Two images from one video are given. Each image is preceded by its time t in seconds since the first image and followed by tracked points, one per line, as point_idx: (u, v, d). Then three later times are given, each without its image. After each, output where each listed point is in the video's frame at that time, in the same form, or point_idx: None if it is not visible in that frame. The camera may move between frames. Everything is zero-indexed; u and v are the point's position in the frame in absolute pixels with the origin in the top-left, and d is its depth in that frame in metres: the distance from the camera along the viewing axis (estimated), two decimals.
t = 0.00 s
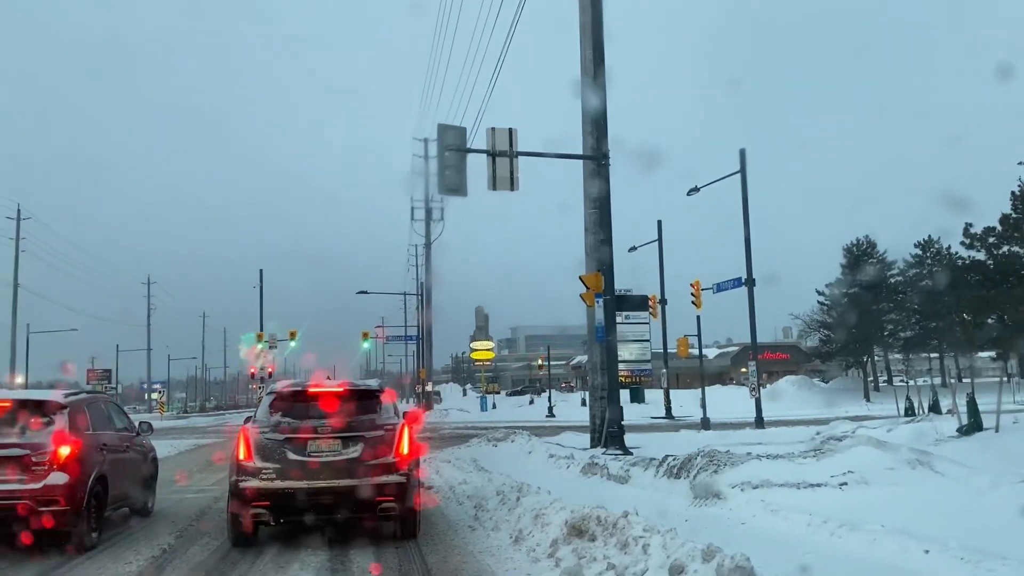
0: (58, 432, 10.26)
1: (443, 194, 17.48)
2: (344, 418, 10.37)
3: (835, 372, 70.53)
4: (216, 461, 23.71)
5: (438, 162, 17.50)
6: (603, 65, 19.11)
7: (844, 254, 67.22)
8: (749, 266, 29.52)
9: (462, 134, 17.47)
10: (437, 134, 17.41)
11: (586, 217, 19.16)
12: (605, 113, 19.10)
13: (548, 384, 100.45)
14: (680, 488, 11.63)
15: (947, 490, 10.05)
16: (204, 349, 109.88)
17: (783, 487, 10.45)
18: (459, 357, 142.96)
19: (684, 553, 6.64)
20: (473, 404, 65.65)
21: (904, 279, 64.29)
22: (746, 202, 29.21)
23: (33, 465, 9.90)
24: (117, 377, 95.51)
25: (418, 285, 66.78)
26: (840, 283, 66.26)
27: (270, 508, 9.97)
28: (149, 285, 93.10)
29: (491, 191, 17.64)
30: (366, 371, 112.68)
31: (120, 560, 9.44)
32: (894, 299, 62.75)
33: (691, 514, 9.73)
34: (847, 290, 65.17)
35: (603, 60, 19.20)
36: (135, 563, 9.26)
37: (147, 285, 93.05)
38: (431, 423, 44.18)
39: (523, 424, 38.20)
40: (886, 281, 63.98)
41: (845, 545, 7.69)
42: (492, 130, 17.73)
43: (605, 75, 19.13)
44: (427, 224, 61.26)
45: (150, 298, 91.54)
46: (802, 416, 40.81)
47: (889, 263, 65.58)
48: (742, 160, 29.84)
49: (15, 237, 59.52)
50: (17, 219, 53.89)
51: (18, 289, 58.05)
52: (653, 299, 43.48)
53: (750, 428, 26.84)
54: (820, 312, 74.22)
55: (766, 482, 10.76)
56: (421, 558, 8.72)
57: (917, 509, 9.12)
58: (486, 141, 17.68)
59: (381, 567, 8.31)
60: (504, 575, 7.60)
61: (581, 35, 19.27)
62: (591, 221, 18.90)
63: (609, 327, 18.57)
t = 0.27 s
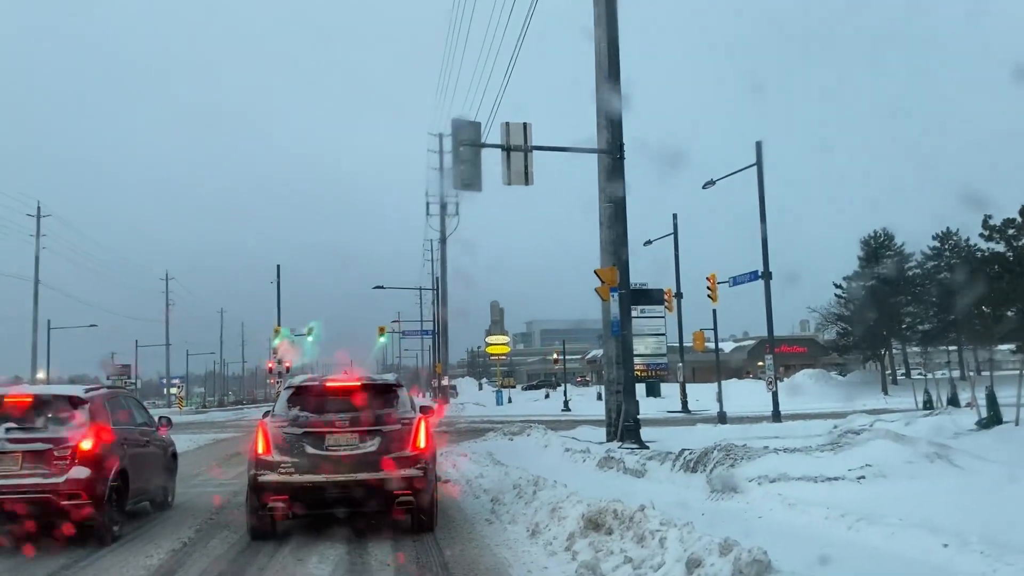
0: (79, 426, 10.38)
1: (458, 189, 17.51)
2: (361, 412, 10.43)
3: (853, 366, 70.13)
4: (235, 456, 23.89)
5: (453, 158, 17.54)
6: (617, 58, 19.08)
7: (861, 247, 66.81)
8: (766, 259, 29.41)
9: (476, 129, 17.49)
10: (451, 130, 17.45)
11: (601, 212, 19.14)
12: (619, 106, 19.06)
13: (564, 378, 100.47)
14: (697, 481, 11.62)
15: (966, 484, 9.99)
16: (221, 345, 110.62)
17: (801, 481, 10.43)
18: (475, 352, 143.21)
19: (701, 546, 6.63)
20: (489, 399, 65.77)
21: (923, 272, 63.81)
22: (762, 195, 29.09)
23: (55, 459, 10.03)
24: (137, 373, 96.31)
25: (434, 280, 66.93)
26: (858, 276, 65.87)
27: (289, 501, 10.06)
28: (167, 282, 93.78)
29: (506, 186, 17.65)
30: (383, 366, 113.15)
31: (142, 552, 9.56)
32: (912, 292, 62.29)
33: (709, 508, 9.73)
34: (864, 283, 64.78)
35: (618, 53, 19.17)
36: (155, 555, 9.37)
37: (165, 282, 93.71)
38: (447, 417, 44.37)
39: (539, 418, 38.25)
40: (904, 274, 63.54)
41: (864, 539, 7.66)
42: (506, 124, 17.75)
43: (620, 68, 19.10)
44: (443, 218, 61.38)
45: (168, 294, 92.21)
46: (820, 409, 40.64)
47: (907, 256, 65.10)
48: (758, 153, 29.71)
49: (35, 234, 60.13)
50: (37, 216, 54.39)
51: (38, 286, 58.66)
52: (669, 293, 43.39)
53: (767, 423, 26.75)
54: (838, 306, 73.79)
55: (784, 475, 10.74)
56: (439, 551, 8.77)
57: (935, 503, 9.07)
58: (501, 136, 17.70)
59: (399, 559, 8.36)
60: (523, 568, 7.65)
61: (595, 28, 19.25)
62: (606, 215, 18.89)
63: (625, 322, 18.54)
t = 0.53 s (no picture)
0: (105, 420, 10.47)
1: (478, 183, 17.50)
2: (383, 406, 10.46)
3: (877, 359, 69.49)
4: (258, 449, 24.07)
5: (473, 151, 17.52)
6: (638, 50, 18.96)
7: (885, 239, 66.16)
8: (789, 252, 29.18)
9: (496, 122, 17.45)
10: (471, 123, 17.43)
11: (621, 204, 19.06)
12: (640, 98, 18.96)
13: (585, 372, 100.37)
14: (720, 476, 11.56)
15: (994, 478, 9.87)
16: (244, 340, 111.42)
17: (825, 475, 10.34)
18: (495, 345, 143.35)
19: (723, 540, 6.59)
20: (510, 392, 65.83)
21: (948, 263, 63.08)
22: (785, 186, 28.86)
23: (82, 453, 10.12)
24: (161, 367, 97.24)
25: (454, 274, 67.02)
26: (882, 268, 65.24)
27: (311, 495, 10.10)
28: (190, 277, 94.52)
29: (526, 179, 17.61)
30: (404, 360, 113.64)
31: (167, 545, 9.64)
32: (937, 284, 61.61)
33: (732, 502, 9.67)
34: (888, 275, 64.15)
35: (638, 45, 19.05)
36: (181, 548, 9.45)
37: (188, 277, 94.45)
38: (467, 411, 44.44)
39: (560, 411, 38.28)
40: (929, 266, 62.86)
41: (889, 533, 7.58)
42: (525, 117, 17.69)
43: (640, 60, 18.98)
44: (463, 212, 61.40)
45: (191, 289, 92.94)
46: (844, 403, 40.31)
47: (932, 247, 64.40)
48: (780, 144, 29.46)
49: (62, 230, 60.87)
50: (63, 212, 55.03)
51: (65, 281, 59.40)
52: (690, 286, 43.19)
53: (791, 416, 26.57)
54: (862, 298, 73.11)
55: (808, 469, 10.65)
56: (461, 545, 8.78)
57: (963, 497, 8.95)
58: (520, 129, 17.65)
59: (421, 553, 8.37)
60: (545, 562, 7.63)
61: (615, 20, 19.13)
62: (626, 208, 18.80)
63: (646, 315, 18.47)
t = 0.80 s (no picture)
0: (134, 413, 10.64)
1: (499, 176, 17.52)
2: (407, 398, 10.53)
3: (904, 352, 68.81)
4: (283, 441, 24.30)
5: (494, 144, 17.53)
6: (660, 40, 18.88)
7: (911, 230, 65.44)
8: (813, 243, 28.97)
9: (517, 115, 17.44)
10: (492, 116, 17.43)
11: (643, 195, 19.00)
12: (662, 89, 18.88)
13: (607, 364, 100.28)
14: (743, 468, 11.53)
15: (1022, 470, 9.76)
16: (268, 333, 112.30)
17: (849, 468, 10.28)
18: (518, 338, 143.49)
19: (748, 532, 6.56)
20: (532, 384, 65.94)
21: (976, 254, 62.29)
22: (810, 177, 28.62)
23: (112, 444, 10.29)
24: (187, 361, 98.30)
25: (476, 267, 67.13)
26: (908, 259, 64.55)
27: (336, 486, 10.20)
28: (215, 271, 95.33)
29: (548, 171, 17.60)
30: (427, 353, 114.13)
31: (195, 535, 9.78)
32: (964, 275, 60.88)
33: (756, 494, 9.64)
34: (915, 266, 63.46)
35: (661, 36, 18.96)
36: (208, 537, 9.57)
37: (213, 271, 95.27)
38: (489, 403, 44.54)
39: (582, 404, 38.31)
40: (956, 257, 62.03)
41: (916, 526, 7.53)
42: (547, 110, 17.67)
43: (663, 51, 18.90)
44: (484, 205, 61.45)
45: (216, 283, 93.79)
46: (869, 395, 39.97)
47: (960, 238, 63.61)
48: (804, 135, 29.21)
49: (88, 223, 61.54)
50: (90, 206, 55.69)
51: (92, 276, 60.20)
52: (714, 277, 42.98)
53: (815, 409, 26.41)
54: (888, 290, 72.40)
55: (832, 462, 10.60)
56: (485, 535, 8.82)
57: (990, 490, 8.87)
58: (542, 121, 17.64)
59: (445, 544, 8.42)
60: (568, 553, 7.65)
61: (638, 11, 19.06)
62: (649, 199, 18.75)
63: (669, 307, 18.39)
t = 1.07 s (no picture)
0: (164, 403, 10.76)
1: (523, 167, 17.49)
2: (431, 389, 10.57)
3: (933, 343, 67.97)
4: (309, 431, 24.49)
5: (518, 135, 17.49)
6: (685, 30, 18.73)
7: (941, 219, 64.53)
8: (841, 233, 28.68)
9: (541, 105, 17.39)
10: (516, 107, 17.40)
11: (668, 186, 18.88)
12: (687, 79, 18.74)
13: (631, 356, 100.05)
14: (769, 460, 11.45)
15: None
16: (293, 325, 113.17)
17: (877, 459, 10.19)
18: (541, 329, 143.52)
19: (773, 524, 6.51)
20: (556, 376, 65.96)
21: (1007, 244, 61.31)
22: (837, 167, 28.31)
23: (144, 435, 10.43)
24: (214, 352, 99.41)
25: (499, 259, 67.19)
26: (937, 249, 63.67)
27: (362, 476, 10.26)
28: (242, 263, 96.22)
29: (571, 162, 17.54)
30: (450, 344, 114.51)
31: (223, 524, 9.90)
32: (995, 265, 59.93)
33: (782, 486, 9.57)
34: (944, 256, 62.58)
35: (686, 25, 18.81)
36: (236, 526, 9.67)
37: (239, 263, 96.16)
38: (513, 394, 44.61)
39: (605, 395, 38.26)
40: (986, 246, 61.04)
41: (945, 519, 7.43)
42: (571, 100, 17.60)
43: (688, 40, 18.75)
44: (508, 196, 61.43)
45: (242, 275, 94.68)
46: (898, 386, 39.55)
47: (990, 227, 62.64)
48: (831, 124, 28.88)
49: (117, 217, 62.27)
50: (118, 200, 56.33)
51: (121, 269, 61.03)
52: (739, 268, 42.69)
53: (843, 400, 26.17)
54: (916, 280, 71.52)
55: (859, 454, 10.50)
56: (509, 526, 8.83)
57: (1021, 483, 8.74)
58: (566, 112, 17.58)
59: (469, 534, 8.44)
60: (593, 544, 7.65)
61: None
62: (674, 190, 18.64)
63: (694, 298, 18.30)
